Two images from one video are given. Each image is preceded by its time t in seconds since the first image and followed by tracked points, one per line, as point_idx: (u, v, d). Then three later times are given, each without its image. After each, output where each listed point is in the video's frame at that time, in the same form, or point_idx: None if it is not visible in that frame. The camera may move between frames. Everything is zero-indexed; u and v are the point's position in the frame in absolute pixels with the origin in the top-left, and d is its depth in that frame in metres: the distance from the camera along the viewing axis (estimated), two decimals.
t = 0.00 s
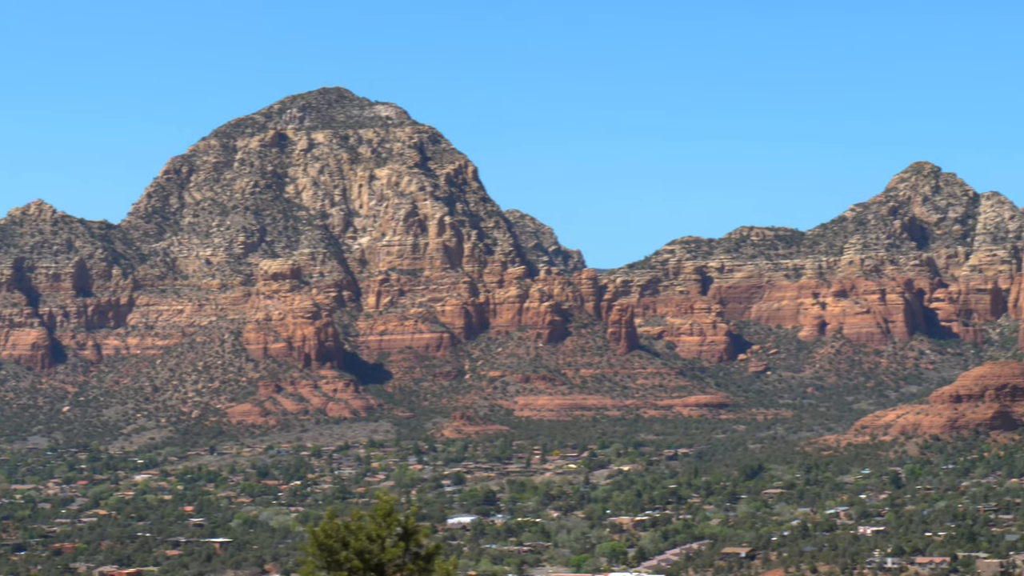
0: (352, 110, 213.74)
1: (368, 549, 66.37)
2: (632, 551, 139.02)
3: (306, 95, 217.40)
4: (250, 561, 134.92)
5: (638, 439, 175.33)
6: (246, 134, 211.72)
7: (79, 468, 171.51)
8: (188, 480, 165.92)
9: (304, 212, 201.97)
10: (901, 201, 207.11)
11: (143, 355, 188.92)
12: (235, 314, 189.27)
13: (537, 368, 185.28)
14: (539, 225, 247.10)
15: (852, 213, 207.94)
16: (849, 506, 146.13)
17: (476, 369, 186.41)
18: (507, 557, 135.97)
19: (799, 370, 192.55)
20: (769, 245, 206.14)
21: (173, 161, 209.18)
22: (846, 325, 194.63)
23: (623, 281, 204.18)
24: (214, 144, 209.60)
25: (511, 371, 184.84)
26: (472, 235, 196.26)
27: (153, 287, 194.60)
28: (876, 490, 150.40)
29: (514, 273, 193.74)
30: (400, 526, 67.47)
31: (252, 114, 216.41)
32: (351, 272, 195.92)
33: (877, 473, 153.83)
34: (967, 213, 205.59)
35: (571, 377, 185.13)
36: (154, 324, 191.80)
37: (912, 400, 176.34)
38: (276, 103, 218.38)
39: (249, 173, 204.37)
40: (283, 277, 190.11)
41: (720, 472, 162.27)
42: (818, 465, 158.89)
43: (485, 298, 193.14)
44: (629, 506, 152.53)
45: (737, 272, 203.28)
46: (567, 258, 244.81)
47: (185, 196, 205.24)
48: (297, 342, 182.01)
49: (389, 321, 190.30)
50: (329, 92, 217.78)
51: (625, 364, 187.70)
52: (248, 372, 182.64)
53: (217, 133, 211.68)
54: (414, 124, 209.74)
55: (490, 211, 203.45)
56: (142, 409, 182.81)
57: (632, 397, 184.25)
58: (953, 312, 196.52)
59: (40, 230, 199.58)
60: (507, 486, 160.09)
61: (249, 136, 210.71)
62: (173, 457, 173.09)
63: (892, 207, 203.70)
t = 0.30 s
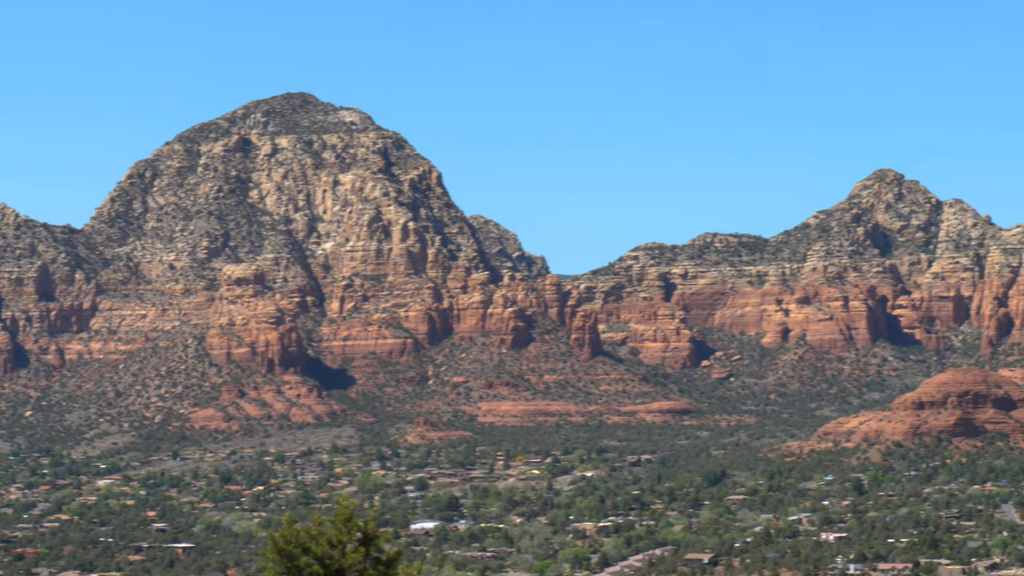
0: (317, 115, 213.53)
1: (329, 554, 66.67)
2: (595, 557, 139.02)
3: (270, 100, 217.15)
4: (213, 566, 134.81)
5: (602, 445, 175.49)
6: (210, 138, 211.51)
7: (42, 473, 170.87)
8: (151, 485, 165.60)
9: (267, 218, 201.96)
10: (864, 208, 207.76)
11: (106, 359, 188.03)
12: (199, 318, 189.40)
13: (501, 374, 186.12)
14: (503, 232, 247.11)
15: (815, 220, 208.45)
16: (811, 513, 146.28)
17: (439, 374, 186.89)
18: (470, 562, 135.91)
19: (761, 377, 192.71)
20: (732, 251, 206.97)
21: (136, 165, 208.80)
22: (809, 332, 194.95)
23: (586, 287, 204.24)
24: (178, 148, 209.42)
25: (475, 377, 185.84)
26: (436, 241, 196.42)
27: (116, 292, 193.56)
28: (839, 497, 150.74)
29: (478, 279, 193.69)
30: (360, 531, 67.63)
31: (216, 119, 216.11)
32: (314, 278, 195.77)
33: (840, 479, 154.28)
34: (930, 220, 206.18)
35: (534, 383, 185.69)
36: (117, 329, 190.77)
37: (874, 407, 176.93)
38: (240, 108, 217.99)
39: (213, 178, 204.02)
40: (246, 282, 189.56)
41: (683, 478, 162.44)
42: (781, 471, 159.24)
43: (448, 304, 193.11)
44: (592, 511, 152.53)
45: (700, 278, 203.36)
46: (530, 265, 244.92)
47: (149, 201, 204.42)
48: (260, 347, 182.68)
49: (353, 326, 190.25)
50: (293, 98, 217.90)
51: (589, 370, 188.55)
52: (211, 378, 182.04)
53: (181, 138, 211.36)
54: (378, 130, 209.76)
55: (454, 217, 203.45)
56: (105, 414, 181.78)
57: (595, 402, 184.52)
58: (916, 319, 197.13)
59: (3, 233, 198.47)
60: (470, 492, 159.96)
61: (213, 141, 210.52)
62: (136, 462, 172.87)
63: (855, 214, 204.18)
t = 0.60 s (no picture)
0: (281, 118, 213.28)
1: (293, 556, 67.08)
2: (559, 560, 139.16)
3: (235, 102, 216.39)
4: (176, 569, 134.77)
5: (566, 448, 175.65)
6: (175, 141, 210.64)
7: (4, 476, 169.98)
8: (114, 488, 165.29)
9: (232, 220, 201.56)
10: (828, 212, 208.38)
11: (70, 362, 187.17)
12: (162, 321, 188.72)
13: (465, 377, 186.02)
14: (468, 234, 247.08)
15: (780, 224, 208.87)
16: (774, 516, 146.48)
17: (404, 378, 186.96)
18: (434, 565, 135.97)
19: (726, 380, 192.94)
20: (696, 255, 207.34)
21: (100, 167, 207.87)
22: (773, 336, 195.34)
23: (551, 291, 204.31)
24: (142, 151, 208.73)
25: (439, 380, 185.66)
26: (400, 244, 196.67)
27: (80, 294, 192.35)
28: (802, 500, 151.00)
29: (442, 282, 194.24)
30: (325, 534, 68.06)
31: (181, 121, 215.55)
32: (279, 280, 195.77)
33: (804, 483, 154.50)
34: (894, 224, 206.47)
35: (498, 387, 186.08)
36: (81, 331, 189.78)
37: (838, 411, 177.19)
38: (205, 110, 217.41)
39: (177, 180, 203.58)
40: (211, 285, 189.39)
41: (648, 482, 162.73)
42: (745, 475, 159.63)
43: (413, 307, 193.22)
44: (556, 514, 152.59)
45: (665, 282, 203.52)
46: (495, 267, 244.94)
47: (113, 203, 203.33)
48: (224, 350, 182.70)
49: (317, 329, 190.22)
50: (258, 100, 217.31)
51: (553, 373, 189.31)
52: (175, 380, 181.77)
53: (146, 141, 210.77)
54: (343, 132, 209.74)
55: (419, 220, 203.39)
56: (68, 416, 181.06)
57: (559, 406, 185.03)
58: (880, 324, 197.93)
59: None
60: (435, 495, 159.88)
61: (177, 144, 209.47)
62: (99, 465, 172.56)
63: (819, 218, 205.07)
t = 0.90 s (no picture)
0: (248, 119, 213.03)
1: (260, 558, 67.25)
2: (526, 563, 139.18)
3: (201, 104, 216.04)
4: (144, 571, 134.64)
5: (533, 451, 175.80)
6: (142, 142, 209.76)
7: None
8: (80, 489, 165.06)
9: (199, 222, 201.15)
10: (794, 214, 207.62)
11: (36, 364, 185.63)
12: (129, 322, 188.69)
13: (432, 379, 186.05)
14: (435, 236, 247.05)
15: (746, 226, 209.30)
16: (741, 518, 146.68)
17: (371, 380, 187.24)
18: (402, 568, 135.88)
19: (693, 383, 193.04)
20: (663, 258, 207.45)
21: (67, 168, 206.42)
22: (740, 338, 195.25)
23: (519, 293, 204.96)
24: (109, 152, 207.70)
25: (406, 382, 185.57)
26: (368, 246, 196.53)
27: (46, 295, 191.45)
28: (768, 503, 151.24)
29: (410, 284, 194.73)
30: (294, 536, 68.48)
31: (147, 122, 214.78)
32: (246, 282, 195.46)
33: (770, 485, 154.67)
34: (861, 228, 206.68)
35: (465, 389, 185.91)
36: (47, 333, 188.60)
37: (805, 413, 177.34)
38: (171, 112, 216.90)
39: (144, 181, 202.96)
40: (177, 287, 188.91)
41: (615, 484, 162.83)
42: (712, 478, 159.60)
43: (380, 309, 193.76)
44: (523, 517, 152.63)
45: (632, 284, 204.25)
46: (462, 269, 244.90)
47: (80, 204, 202.11)
48: (190, 352, 182.59)
49: (284, 331, 190.43)
50: (225, 101, 216.59)
51: (520, 376, 189.02)
52: (142, 382, 181.48)
53: (112, 142, 209.94)
54: (310, 134, 209.68)
55: (386, 222, 203.64)
56: (34, 418, 179.66)
57: (526, 408, 185.17)
58: (847, 326, 197.94)
59: None
60: (401, 497, 159.93)
61: (144, 145, 208.42)
62: (65, 466, 171.89)
63: (787, 220, 204.82)
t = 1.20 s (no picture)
0: (217, 124, 212.87)
1: (231, 563, 67.34)
2: (495, 568, 139.22)
3: (171, 108, 215.88)
4: None
5: (502, 456, 175.85)
6: (111, 146, 209.54)
7: None
8: (48, 494, 164.65)
9: (168, 226, 201.02)
10: (764, 221, 209.03)
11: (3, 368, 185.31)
12: (98, 328, 187.54)
13: (401, 385, 186.18)
14: (404, 242, 247.10)
15: (715, 232, 209.66)
16: (709, 524, 146.77)
17: (340, 386, 186.83)
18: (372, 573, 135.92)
19: (662, 389, 193.30)
20: (632, 263, 208.08)
21: (35, 173, 206.39)
22: (709, 344, 195.91)
23: (488, 298, 204.43)
24: (78, 157, 207.27)
25: (375, 388, 185.95)
26: (336, 251, 196.61)
27: (14, 300, 191.25)
28: (737, 508, 151.49)
29: (378, 289, 194.42)
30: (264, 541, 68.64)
31: (116, 127, 214.33)
32: (215, 287, 195.23)
33: (738, 491, 154.97)
34: (830, 234, 207.26)
35: (435, 394, 186.25)
36: (15, 337, 187.78)
37: (774, 419, 177.72)
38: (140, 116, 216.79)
39: (113, 186, 202.53)
40: (146, 291, 188.97)
41: (583, 489, 162.91)
42: (680, 483, 159.52)
43: (349, 314, 193.53)
44: (492, 522, 152.64)
45: (601, 290, 204.09)
46: (431, 275, 244.87)
47: (48, 208, 201.80)
48: (160, 357, 181.68)
49: (253, 336, 189.85)
50: (194, 107, 216.85)
51: (489, 381, 189.23)
52: (110, 387, 181.05)
53: (81, 146, 209.72)
54: (279, 140, 209.60)
55: (355, 227, 203.69)
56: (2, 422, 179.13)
57: (495, 414, 185.18)
58: (815, 332, 198.23)
59: None
60: (371, 502, 159.91)
61: (113, 149, 208.44)
62: (33, 471, 171.24)
63: (755, 226, 205.60)
